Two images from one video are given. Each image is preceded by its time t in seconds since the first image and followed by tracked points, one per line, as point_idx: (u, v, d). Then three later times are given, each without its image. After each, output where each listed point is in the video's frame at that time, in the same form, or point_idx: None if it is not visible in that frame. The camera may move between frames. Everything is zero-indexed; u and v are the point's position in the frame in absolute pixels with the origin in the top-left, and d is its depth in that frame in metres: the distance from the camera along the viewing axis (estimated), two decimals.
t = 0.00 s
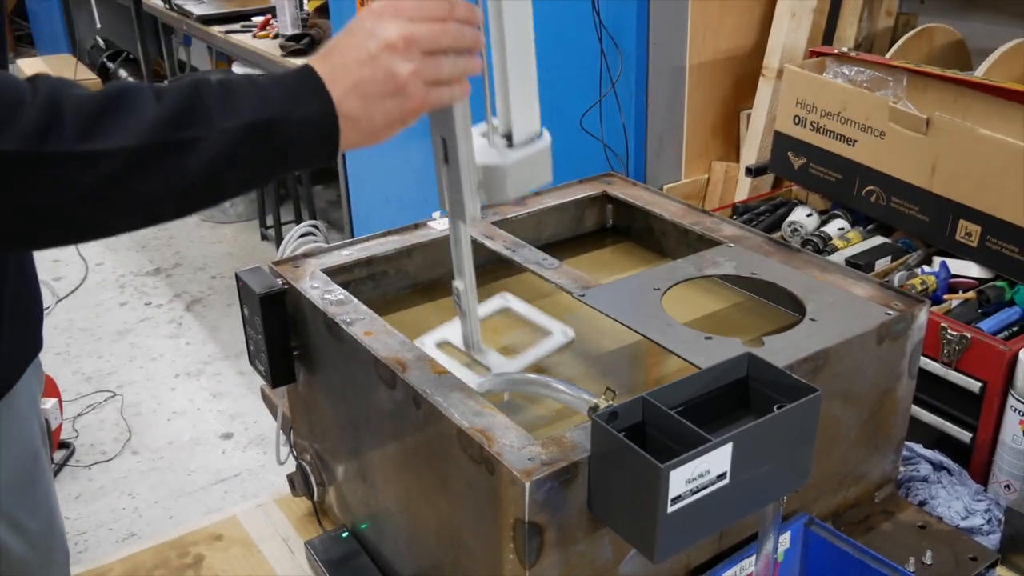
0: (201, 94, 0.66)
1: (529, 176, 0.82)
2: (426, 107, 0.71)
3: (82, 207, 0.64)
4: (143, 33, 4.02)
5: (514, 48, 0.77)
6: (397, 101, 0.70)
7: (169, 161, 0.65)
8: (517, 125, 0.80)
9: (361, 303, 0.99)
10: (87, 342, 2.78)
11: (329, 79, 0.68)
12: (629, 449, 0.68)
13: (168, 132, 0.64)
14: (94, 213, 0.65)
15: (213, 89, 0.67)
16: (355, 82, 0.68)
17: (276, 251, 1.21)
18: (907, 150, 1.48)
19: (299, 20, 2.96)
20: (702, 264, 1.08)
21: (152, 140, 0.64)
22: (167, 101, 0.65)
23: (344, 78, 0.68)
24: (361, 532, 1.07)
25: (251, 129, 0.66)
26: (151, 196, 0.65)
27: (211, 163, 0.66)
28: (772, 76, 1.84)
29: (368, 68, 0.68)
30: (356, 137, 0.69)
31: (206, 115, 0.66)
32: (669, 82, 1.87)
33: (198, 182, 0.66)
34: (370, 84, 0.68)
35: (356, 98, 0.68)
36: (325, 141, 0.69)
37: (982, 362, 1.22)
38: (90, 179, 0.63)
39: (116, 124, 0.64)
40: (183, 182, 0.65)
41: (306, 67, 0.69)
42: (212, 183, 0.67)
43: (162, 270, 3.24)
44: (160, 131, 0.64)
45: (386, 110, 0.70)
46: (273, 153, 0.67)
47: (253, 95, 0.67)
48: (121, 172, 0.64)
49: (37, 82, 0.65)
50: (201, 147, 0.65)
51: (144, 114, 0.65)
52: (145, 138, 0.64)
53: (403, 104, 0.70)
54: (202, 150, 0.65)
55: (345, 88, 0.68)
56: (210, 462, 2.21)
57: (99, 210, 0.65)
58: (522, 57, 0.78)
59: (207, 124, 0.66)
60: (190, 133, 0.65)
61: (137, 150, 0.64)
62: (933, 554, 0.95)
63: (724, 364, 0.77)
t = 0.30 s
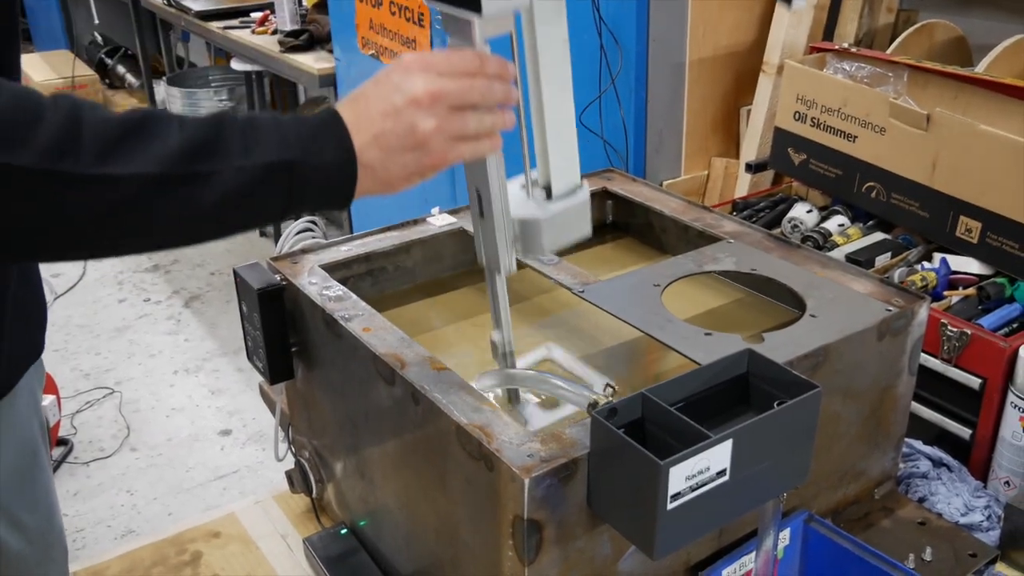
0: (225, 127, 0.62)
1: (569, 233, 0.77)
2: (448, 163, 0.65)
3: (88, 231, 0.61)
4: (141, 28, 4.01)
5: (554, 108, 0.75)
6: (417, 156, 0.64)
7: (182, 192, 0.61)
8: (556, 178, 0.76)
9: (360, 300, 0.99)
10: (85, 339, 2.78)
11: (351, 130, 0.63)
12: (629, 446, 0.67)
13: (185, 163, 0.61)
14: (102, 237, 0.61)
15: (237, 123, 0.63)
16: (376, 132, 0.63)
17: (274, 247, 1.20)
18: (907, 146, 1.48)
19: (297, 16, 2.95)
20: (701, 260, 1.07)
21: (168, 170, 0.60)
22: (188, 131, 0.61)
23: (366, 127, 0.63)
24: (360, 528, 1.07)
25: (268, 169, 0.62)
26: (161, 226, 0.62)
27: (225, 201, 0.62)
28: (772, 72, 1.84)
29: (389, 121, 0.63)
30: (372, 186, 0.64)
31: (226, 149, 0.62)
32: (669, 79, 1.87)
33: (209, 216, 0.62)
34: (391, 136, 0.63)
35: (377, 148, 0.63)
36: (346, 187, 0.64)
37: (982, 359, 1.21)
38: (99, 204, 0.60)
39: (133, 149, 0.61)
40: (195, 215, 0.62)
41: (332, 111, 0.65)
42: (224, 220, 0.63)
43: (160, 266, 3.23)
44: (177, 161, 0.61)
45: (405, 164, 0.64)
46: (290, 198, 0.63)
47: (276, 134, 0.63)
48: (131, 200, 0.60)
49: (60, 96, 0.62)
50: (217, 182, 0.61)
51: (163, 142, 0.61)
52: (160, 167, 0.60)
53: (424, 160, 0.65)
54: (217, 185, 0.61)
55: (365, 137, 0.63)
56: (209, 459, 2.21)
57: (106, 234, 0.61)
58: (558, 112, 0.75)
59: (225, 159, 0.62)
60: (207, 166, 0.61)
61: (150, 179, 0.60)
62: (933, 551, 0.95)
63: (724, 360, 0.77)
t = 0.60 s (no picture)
0: (243, 166, 0.59)
1: (577, 291, 0.76)
2: (455, 220, 0.64)
3: (96, 261, 0.58)
4: (139, 25, 4.00)
5: (563, 164, 0.72)
6: (424, 211, 0.62)
7: (193, 229, 0.58)
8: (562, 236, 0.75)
9: (359, 299, 0.98)
10: (84, 337, 2.77)
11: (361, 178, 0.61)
12: (629, 447, 0.67)
13: (200, 200, 0.58)
14: (109, 266, 0.59)
15: (256, 163, 0.60)
16: (387, 185, 0.61)
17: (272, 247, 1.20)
18: (907, 145, 1.48)
19: (296, 14, 2.94)
20: (701, 260, 1.07)
21: (183, 206, 0.58)
22: (206, 168, 0.59)
23: (376, 177, 0.61)
24: (358, 529, 1.07)
25: (280, 215, 0.59)
26: (168, 260, 0.59)
27: (235, 240, 0.59)
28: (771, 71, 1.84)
29: (399, 174, 0.61)
30: (378, 237, 0.62)
31: (240, 189, 0.59)
32: (669, 78, 1.87)
33: (216, 255, 0.59)
34: (401, 190, 0.61)
35: (387, 201, 0.61)
36: (354, 234, 0.61)
37: (982, 359, 1.21)
38: (112, 235, 0.57)
39: (151, 182, 0.58)
40: (204, 251, 0.59)
41: (344, 157, 0.62)
42: (233, 258, 0.60)
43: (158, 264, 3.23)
44: (193, 197, 0.58)
45: (411, 218, 0.62)
46: (297, 242, 0.60)
47: (293, 177, 0.60)
48: (142, 234, 0.58)
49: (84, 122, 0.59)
50: (230, 221, 0.59)
51: (182, 176, 0.58)
52: (176, 202, 0.58)
53: (431, 216, 0.63)
54: (229, 225, 0.59)
55: (375, 188, 0.61)
56: (207, 458, 2.20)
57: (115, 265, 0.59)
58: (569, 168, 0.73)
59: (240, 198, 0.59)
60: (222, 205, 0.59)
61: (165, 214, 0.58)
62: (933, 552, 0.95)
63: (725, 361, 0.77)
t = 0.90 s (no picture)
0: (271, 199, 0.63)
1: (585, 326, 0.89)
2: (468, 263, 0.70)
3: (123, 277, 0.61)
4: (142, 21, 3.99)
5: (573, 205, 0.83)
6: (439, 253, 0.68)
7: (222, 254, 0.62)
8: (573, 277, 0.87)
9: (361, 293, 0.99)
10: (86, 332, 2.77)
11: (382, 217, 0.65)
12: (634, 442, 0.67)
13: (231, 228, 0.61)
14: (134, 282, 0.61)
15: (284, 197, 0.64)
16: (405, 227, 0.66)
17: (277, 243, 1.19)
18: (912, 141, 1.47)
19: (298, 10, 2.93)
20: (706, 256, 1.07)
21: (214, 232, 0.61)
22: (238, 197, 0.62)
23: (397, 218, 0.66)
24: (363, 524, 1.06)
25: (305, 247, 0.63)
26: (193, 279, 0.62)
27: (259, 268, 0.62)
28: (776, 67, 1.84)
29: (419, 217, 0.66)
30: (394, 275, 0.67)
31: (270, 219, 0.63)
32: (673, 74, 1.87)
33: (237, 281, 0.63)
34: (418, 231, 0.66)
35: (405, 242, 0.66)
36: (365, 272, 0.66)
37: (987, 356, 1.21)
38: (141, 257, 0.60)
39: (185, 206, 0.61)
40: (228, 274, 0.62)
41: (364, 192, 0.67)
42: (254, 283, 0.63)
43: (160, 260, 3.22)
44: (224, 225, 0.61)
45: (427, 259, 0.68)
46: (316, 276, 0.64)
47: (317, 212, 0.64)
48: (172, 256, 0.61)
49: (120, 141, 0.62)
50: (256, 249, 0.62)
51: (215, 203, 0.61)
52: (208, 228, 0.61)
53: (445, 256, 0.69)
54: (255, 252, 0.62)
55: (395, 228, 0.66)
56: (210, 454, 2.20)
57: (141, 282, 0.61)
58: (581, 215, 0.84)
59: (269, 230, 0.63)
60: (250, 233, 0.62)
61: (197, 238, 0.61)
62: (938, 548, 0.95)
63: (732, 355, 0.76)
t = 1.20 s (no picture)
0: (289, 216, 0.66)
1: (592, 351, 0.92)
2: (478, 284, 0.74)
3: (142, 286, 0.63)
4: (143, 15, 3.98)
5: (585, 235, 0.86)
6: (450, 274, 0.72)
7: (239, 267, 0.64)
8: (582, 303, 0.90)
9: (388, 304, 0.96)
10: (88, 327, 2.78)
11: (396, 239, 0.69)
12: (638, 437, 0.67)
13: (249, 242, 0.64)
14: (151, 291, 0.63)
15: (301, 214, 0.67)
16: (419, 247, 0.70)
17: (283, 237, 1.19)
18: (916, 136, 1.47)
19: (300, 4, 2.93)
20: (709, 251, 1.07)
21: (233, 246, 0.64)
22: (257, 213, 0.65)
23: (410, 238, 0.70)
24: (365, 519, 1.06)
25: (320, 264, 0.66)
26: (209, 290, 0.64)
27: (276, 284, 0.65)
28: (779, 62, 1.83)
29: (432, 239, 0.70)
30: (405, 293, 0.71)
31: (286, 235, 0.66)
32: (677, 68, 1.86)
33: (250, 293, 0.65)
34: (431, 252, 0.70)
35: (417, 261, 0.70)
36: (378, 292, 0.69)
37: (990, 351, 1.21)
38: (159, 266, 0.62)
39: (204, 219, 0.63)
40: (244, 286, 0.65)
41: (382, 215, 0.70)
42: (268, 296, 0.66)
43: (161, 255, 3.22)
44: (243, 239, 0.64)
45: (438, 279, 0.71)
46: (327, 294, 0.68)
47: (332, 231, 0.67)
48: (191, 268, 0.63)
49: (144, 152, 0.64)
50: (273, 264, 0.65)
51: (235, 216, 0.64)
52: (227, 242, 0.63)
53: (455, 279, 0.72)
54: (272, 267, 0.65)
55: (408, 248, 0.70)
56: (211, 448, 2.20)
57: (158, 291, 0.64)
58: (591, 243, 0.87)
59: (285, 246, 0.65)
60: (268, 248, 0.65)
61: (216, 251, 0.63)
62: (941, 544, 0.94)
63: (736, 350, 0.76)
